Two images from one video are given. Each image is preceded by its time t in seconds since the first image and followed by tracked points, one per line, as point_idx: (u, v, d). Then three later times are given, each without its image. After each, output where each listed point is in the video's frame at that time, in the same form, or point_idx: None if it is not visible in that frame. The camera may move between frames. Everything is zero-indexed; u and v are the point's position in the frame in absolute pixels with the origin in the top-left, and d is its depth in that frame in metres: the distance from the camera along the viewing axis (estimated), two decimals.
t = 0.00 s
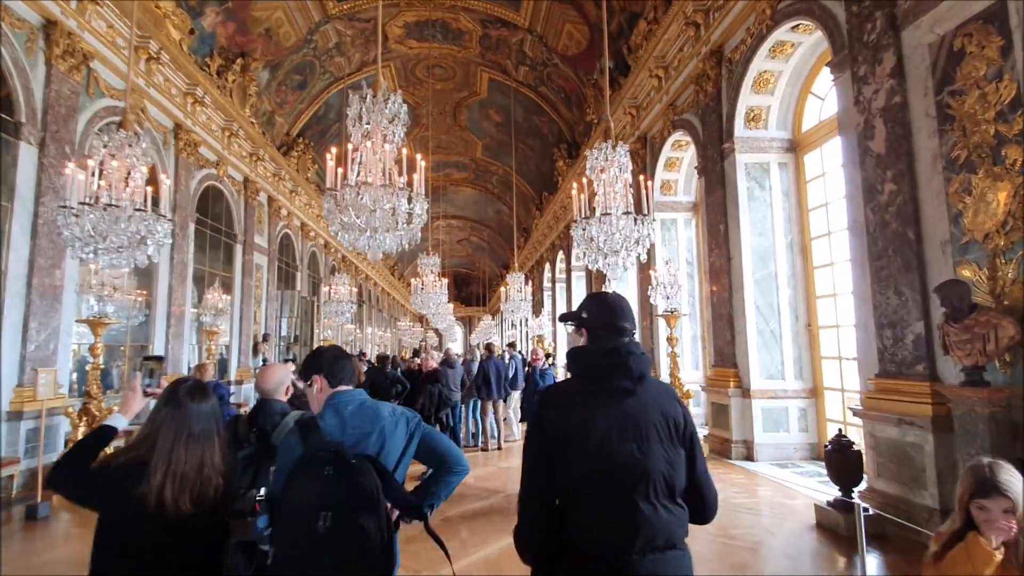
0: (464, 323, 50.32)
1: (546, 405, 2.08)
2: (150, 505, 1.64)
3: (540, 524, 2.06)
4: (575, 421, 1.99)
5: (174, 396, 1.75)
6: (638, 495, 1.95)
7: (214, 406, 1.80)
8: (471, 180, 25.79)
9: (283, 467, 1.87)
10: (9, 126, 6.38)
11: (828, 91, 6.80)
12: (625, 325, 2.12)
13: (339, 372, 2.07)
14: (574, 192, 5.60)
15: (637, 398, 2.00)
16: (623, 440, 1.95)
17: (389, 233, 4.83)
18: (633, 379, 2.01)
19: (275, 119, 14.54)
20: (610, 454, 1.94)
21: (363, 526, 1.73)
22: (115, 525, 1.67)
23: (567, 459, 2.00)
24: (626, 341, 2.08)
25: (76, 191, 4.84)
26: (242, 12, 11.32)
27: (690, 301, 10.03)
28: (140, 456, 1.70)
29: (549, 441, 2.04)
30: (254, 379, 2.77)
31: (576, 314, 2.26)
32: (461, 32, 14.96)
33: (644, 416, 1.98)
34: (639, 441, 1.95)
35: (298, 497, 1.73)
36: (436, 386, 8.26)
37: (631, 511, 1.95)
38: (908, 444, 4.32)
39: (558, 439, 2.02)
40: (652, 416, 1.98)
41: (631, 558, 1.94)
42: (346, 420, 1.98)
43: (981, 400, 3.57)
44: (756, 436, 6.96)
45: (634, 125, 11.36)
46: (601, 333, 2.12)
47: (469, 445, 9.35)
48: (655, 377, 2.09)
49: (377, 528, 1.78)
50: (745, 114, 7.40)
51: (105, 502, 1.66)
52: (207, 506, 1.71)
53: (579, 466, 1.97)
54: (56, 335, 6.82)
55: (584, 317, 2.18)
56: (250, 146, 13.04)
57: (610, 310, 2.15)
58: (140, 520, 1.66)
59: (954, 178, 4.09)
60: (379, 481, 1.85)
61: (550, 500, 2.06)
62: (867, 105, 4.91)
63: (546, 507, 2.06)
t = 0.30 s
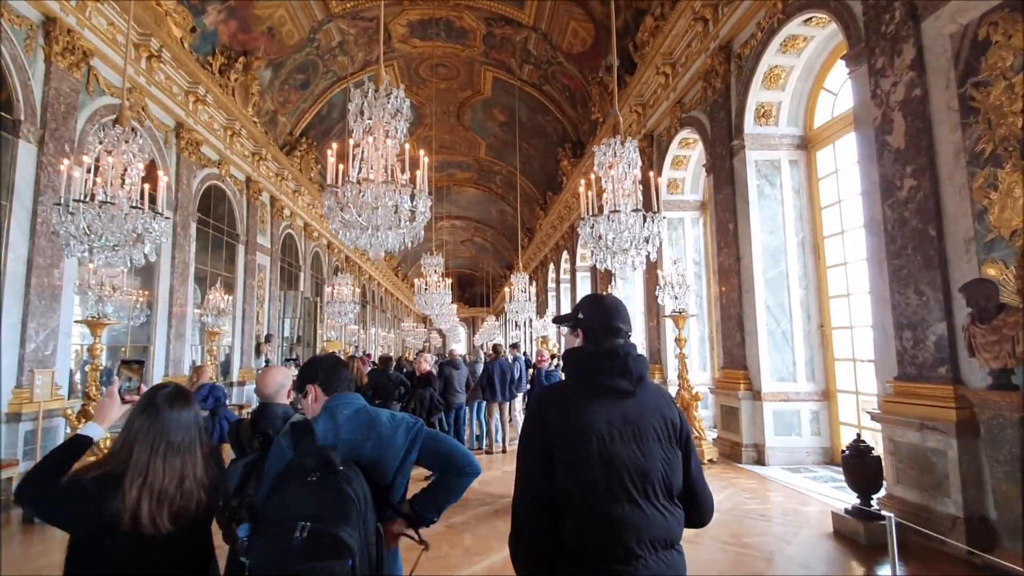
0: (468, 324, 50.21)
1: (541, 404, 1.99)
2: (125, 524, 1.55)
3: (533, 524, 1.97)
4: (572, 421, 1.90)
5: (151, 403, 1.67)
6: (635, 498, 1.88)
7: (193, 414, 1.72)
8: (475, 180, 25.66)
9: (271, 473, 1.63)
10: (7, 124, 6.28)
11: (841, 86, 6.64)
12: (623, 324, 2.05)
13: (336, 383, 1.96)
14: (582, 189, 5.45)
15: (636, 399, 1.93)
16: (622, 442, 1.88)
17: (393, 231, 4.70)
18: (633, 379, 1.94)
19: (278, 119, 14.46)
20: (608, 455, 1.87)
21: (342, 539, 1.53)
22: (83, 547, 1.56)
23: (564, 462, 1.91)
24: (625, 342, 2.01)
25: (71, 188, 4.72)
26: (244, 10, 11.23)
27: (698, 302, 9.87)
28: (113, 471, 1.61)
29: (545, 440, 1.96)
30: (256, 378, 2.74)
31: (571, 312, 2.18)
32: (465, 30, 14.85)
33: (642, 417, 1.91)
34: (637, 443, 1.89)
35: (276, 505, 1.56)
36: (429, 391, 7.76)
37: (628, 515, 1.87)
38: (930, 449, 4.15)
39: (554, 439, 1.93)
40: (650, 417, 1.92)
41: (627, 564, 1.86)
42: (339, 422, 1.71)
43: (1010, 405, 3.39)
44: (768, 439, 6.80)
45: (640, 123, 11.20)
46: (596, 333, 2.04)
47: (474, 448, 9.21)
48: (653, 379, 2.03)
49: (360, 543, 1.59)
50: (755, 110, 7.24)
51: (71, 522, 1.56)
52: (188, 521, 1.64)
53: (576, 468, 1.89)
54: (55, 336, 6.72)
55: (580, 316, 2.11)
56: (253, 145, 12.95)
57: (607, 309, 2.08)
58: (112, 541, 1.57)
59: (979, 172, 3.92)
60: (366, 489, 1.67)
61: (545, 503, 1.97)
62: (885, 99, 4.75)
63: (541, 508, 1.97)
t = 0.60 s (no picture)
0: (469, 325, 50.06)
1: (538, 406, 1.98)
2: (72, 539, 1.46)
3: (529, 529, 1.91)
4: (572, 419, 1.91)
5: (105, 406, 1.57)
6: (632, 491, 1.91)
7: (151, 419, 1.61)
8: (475, 180, 25.53)
9: (236, 482, 1.49)
10: None
11: (848, 81, 6.52)
12: (609, 326, 2.12)
13: (308, 386, 1.80)
14: (583, 185, 5.31)
15: (630, 396, 1.99)
16: (622, 439, 1.91)
17: (390, 227, 4.58)
18: (626, 377, 2.01)
19: (276, 117, 14.35)
20: (608, 451, 1.89)
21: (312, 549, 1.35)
22: (32, 560, 1.49)
23: (567, 463, 1.90)
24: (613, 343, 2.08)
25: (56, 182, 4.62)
26: (242, 6, 11.12)
27: (700, 301, 9.74)
28: (61, 480, 1.52)
29: (542, 440, 1.93)
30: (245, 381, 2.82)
31: (557, 316, 2.19)
32: (465, 27, 14.73)
33: (636, 412, 1.97)
34: (634, 438, 1.93)
35: (243, 510, 1.39)
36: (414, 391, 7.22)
37: (627, 509, 1.89)
38: (942, 453, 4.02)
39: (553, 438, 1.92)
40: (643, 413, 1.99)
41: (627, 557, 1.87)
42: (312, 424, 1.57)
43: None
44: (772, 442, 6.67)
45: (642, 121, 11.09)
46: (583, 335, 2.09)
47: (473, 450, 9.09)
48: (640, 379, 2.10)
49: (336, 554, 1.41)
50: (759, 107, 7.12)
51: (19, 534, 1.49)
52: (147, 535, 1.55)
53: (579, 468, 1.89)
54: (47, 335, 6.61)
55: (568, 319, 2.13)
56: (251, 143, 12.85)
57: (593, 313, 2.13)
58: (59, 556, 1.48)
59: (993, 167, 3.79)
60: (343, 495, 1.51)
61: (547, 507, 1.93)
62: (895, 93, 4.62)
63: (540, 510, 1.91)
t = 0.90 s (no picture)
0: (469, 324, 49.94)
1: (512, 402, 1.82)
2: None
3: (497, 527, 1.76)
4: (543, 412, 1.77)
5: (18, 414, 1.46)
6: (607, 489, 1.78)
7: (71, 426, 1.50)
8: (476, 179, 25.38)
9: (170, 494, 1.36)
10: None
11: (853, 75, 6.36)
12: (588, 320, 1.97)
13: (248, 386, 1.55)
14: (580, 179, 5.16)
15: (607, 392, 1.85)
16: (599, 435, 1.78)
17: (380, 224, 4.44)
18: (605, 371, 1.87)
19: (274, 115, 14.23)
20: (581, 446, 1.75)
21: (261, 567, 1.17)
22: None
23: (542, 462, 1.75)
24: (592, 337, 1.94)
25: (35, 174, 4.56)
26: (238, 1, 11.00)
27: (702, 300, 9.59)
28: None
29: (513, 436, 1.79)
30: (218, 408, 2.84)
31: (535, 311, 2.04)
32: (464, 24, 14.59)
33: (611, 406, 1.84)
34: (608, 432, 1.80)
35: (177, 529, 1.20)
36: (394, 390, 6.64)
37: (599, 504, 1.76)
38: (952, 458, 3.86)
39: (523, 432, 1.77)
40: (619, 407, 1.86)
41: (598, 555, 1.74)
42: (255, 431, 1.39)
43: None
44: (774, 444, 6.51)
45: (643, 118, 10.94)
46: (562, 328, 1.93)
47: (469, 451, 8.94)
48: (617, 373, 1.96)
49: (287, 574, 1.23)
50: (762, 101, 6.96)
51: None
52: (64, 559, 1.43)
53: (554, 467, 1.74)
54: (34, 334, 6.49)
55: (546, 314, 1.97)
56: (248, 141, 12.72)
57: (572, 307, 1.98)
58: None
59: (1005, 160, 3.63)
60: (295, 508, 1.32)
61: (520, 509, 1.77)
62: (902, 84, 4.47)
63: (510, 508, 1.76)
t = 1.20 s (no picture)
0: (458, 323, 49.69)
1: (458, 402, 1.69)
2: None
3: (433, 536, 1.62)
4: (490, 413, 1.64)
5: None
6: (556, 496, 1.67)
7: None
8: (465, 177, 25.16)
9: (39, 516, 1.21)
10: None
11: (841, 71, 6.28)
12: (541, 320, 1.87)
13: (149, 387, 1.40)
14: (561, 173, 5.03)
15: (559, 394, 1.75)
16: (549, 439, 1.67)
17: (354, 218, 4.29)
18: (557, 372, 1.77)
19: (257, 108, 13.93)
20: (529, 449, 1.64)
21: None
22: None
23: (486, 464, 1.63)
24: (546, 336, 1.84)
25: None
26: None
27: (689, 299, 9.49)
28: None
29: (457, 437, 1.66)
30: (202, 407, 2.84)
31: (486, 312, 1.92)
32: (452, 19, 14.38)
33: (563, 409, 1.73)
34: (558, 435, 1.69)
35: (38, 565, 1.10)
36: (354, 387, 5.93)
37: (546, 510, 1.65)
38: (940, 461, 3.77)
39: (468, 435, 1.64)
40: (571, 410, 1.75)
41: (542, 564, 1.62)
42: (144, 445, 1.26)
43: None
44: (759, 445, 6.41)
45: (630, 115, 10.80)
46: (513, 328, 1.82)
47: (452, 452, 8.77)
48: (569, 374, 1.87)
49: None
50: (749, 97, 6.86)
51: None
52: None
53: (500, 471, 1.62)
54: None
55: (495, 314, 1.87)
56: (229, 135, 12.43)
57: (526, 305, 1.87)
58: None
59: (996, 155, 3.54)
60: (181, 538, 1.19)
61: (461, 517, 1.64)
62: (891, 78, 4.37)
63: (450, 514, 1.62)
